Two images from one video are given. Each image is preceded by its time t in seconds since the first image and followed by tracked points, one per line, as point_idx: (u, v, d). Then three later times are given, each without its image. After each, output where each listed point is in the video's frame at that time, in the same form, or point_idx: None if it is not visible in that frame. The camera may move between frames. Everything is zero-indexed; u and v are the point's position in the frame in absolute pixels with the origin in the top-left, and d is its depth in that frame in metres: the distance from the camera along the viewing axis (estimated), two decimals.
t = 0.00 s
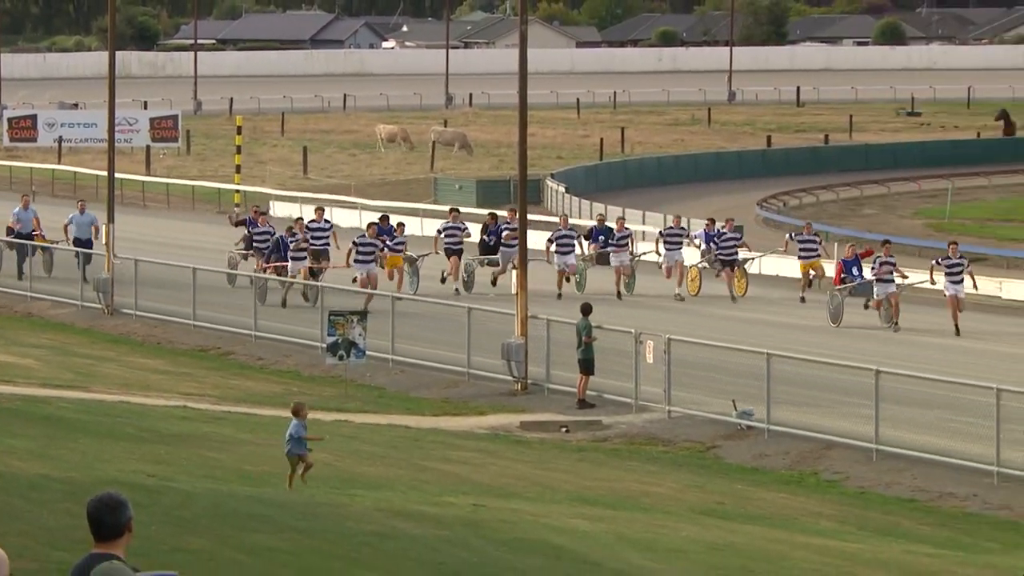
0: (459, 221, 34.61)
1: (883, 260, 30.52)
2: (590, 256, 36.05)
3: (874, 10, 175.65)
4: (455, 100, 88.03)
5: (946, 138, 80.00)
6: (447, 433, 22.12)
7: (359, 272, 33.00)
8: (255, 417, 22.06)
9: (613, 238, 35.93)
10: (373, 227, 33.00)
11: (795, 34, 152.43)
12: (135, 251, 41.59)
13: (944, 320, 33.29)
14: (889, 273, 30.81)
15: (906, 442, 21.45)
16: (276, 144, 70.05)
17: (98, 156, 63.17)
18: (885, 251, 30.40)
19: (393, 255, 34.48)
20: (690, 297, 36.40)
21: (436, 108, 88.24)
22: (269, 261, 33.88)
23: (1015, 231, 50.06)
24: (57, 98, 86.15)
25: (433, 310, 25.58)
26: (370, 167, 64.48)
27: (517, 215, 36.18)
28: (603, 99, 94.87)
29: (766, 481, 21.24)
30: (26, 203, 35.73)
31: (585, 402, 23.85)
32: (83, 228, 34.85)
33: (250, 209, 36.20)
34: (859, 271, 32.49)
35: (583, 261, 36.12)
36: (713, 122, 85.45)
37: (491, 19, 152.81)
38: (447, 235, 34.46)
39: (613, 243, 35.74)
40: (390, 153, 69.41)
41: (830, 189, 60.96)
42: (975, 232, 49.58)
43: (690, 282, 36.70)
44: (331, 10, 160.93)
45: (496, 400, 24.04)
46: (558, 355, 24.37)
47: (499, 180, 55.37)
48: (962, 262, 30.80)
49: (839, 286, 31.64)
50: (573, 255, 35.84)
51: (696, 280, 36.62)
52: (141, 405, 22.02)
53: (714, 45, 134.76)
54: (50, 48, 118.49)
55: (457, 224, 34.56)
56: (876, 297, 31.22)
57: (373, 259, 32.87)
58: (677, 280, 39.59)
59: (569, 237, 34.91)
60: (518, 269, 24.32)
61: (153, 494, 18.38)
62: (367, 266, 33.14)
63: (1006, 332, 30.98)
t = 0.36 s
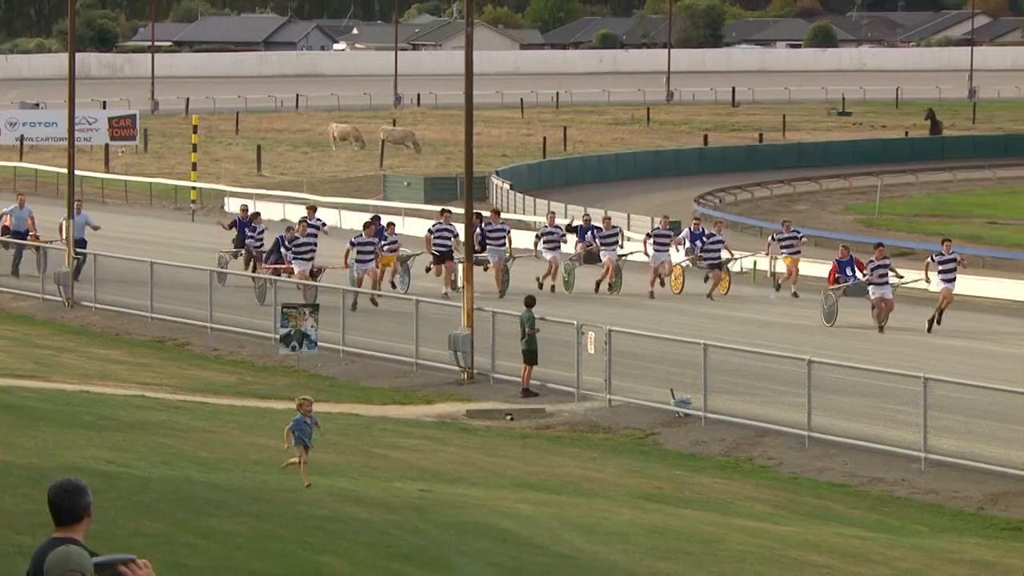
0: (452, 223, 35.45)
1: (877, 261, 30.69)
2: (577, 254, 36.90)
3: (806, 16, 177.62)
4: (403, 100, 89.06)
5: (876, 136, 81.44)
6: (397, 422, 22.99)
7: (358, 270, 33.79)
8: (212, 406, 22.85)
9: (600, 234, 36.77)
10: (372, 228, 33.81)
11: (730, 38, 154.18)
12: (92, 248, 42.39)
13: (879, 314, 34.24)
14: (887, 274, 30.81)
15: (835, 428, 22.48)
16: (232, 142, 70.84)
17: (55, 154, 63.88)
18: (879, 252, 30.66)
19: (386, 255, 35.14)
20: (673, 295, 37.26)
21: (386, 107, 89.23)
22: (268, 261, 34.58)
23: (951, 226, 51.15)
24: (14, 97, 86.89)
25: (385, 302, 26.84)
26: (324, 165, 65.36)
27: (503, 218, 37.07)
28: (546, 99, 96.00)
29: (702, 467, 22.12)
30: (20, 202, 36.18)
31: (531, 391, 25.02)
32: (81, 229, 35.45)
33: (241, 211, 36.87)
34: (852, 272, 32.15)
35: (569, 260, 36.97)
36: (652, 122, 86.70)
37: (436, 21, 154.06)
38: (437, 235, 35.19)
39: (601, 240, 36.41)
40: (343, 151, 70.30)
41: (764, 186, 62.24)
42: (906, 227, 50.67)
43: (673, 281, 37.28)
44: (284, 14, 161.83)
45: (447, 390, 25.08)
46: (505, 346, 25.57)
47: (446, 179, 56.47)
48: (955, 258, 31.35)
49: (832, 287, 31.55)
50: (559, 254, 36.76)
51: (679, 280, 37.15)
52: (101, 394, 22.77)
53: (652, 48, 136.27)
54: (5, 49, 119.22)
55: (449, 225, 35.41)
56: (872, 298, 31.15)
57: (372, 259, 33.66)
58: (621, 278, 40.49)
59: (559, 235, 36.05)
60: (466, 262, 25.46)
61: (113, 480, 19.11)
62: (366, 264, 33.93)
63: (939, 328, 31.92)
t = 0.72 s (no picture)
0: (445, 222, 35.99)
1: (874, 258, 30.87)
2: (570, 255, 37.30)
3: (745, 15, 178.98)
4: (356, 99, 89.78)
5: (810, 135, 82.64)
6: (350, 409, 23.91)
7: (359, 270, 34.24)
8: (171, 395, 23.68)
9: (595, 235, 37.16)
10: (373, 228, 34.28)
11: (670, 38, 155.45)
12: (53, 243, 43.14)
13: (817, 309, 35.15)
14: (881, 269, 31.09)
15: (771, 415, 23.49)
16: (191, 140, 71.50)
17: (16, 151, 64.53)
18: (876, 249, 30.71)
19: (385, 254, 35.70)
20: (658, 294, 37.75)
21: (340, 106, 89.94)
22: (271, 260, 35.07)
23: (883, 220, 52.24)
24: None
25: (342, 293, 28.23)
26: (280, 161, 66.11)
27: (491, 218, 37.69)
28: (495, 97, 96.93)
29: (644, 450, 23.00)
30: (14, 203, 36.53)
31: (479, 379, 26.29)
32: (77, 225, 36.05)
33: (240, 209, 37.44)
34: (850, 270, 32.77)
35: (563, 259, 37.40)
36: (596, 120, 87.68)
37: (388, 22, 155.02)
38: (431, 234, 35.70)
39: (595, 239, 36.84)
40: (300, 148, 71.11)
41: (701, 181, 63.34)
42: (841, 221, 51.76)
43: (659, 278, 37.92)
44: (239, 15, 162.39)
45: (398, 378, 26.43)
46: (454, 337, 26.90)
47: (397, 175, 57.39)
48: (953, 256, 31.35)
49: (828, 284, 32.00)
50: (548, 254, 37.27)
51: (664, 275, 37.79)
52: (64, 382, 23.59)
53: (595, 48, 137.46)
54: None
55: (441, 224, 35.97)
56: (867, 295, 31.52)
57: (374, 259, 34.16)
58: (569, 273, 41.37)
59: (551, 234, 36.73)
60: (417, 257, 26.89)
61: (78, 465, 19.86)
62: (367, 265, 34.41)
63: (880, 322, 32.76)
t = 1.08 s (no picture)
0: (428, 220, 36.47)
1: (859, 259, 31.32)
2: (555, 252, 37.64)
3: (677, 15, 180.44)
4: (301, 96, 90.70)
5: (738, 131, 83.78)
6: (295, 397, 24.80)
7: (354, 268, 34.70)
8: (122, 382, 24.51)
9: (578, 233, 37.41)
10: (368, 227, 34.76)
11: (604, 38, 156.70)
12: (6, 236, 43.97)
13: (749, 301, 36.11)
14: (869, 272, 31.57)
15: (698, 401, 24.48)
16: (141, 136, 72.30)
17: None
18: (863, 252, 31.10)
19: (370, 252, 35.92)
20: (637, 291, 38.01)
21: (286, 104, 90.85)
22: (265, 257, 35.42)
23: (808, 213, 53.26)
24: None
25: (287, 285, 29.40)
26: (228, 156, 66.95)
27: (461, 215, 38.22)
28: (435, 96, 97.89)
29: (579, 435, 23.83)
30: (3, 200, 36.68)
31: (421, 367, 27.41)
32: (62, 222, 36.53)
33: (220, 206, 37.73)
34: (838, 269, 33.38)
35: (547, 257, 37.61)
36: (533, 117, 88.68)
37: (332, 23, 155.88)
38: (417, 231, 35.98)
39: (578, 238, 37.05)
40: (247, 144, 71.96)
41: (634, 175, 64.32)
42: (768, 213, 52.78)
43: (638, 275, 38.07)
44: (187, 16, 163.20)
45: (341, 364, 27.69)
46: (397, 325, 28.07)
47: (340, 168, 58.31)
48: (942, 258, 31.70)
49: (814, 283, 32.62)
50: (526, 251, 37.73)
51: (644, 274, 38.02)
52: (18, 370, 24.42)
53: (532, 48, 138.66)
54: None
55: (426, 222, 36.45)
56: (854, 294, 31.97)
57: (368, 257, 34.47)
58: (509, 265, 42.23)
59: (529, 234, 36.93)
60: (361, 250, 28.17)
61: (34, 451, 20.65)
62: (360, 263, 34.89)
63: (811, 314, 33.61)
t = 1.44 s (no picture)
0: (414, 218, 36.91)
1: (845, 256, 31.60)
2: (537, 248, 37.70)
3: (609, 14, 181.90)
4: (244, 93, 91.42)
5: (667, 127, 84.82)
6: (240, 384, 25.61)
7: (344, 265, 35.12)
8: (72, 371, 25.26)
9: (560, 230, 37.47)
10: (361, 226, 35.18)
11: (539, 36, 157.93)
12: None
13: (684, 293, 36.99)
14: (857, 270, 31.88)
15: (629, 387, 25.39)
16: (88, 132, 72.98)
17: None
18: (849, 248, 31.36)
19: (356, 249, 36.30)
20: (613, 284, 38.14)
21: (230, 100, 91.58)
22: (257, 256, 35.76)
23: (734, 206, 54.23)
24: None
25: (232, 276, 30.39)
26: (174, 152, 67.69)
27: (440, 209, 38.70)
28: (376, 92, 98.72)
29: (514, 420, 24.58)
30: None
31: (362, 354, 28.38)
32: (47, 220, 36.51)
33: (201, 206, 38.04)
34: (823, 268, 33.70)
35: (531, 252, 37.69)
36: (470, 113, 89.57)
37: (274, 21, 156.72)
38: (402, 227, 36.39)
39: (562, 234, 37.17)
40: (193, 140, 72.70)
41: (568, 170, 65.23)
42: (699, 207, 53.74)
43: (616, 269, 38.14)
44: (130, 17, 163.70)
45: (286, 353, 28.69)
46: (338, 314, 29.06)
47: (284, 163, 59.12)
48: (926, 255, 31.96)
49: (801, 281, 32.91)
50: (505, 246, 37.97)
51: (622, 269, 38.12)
52: None
53: (468, 46, 139.58)
54: None
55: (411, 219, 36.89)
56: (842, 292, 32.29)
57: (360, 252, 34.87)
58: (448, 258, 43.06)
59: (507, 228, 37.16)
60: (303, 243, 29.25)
61: None
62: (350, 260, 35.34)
63: (744, 305, 34.45)
